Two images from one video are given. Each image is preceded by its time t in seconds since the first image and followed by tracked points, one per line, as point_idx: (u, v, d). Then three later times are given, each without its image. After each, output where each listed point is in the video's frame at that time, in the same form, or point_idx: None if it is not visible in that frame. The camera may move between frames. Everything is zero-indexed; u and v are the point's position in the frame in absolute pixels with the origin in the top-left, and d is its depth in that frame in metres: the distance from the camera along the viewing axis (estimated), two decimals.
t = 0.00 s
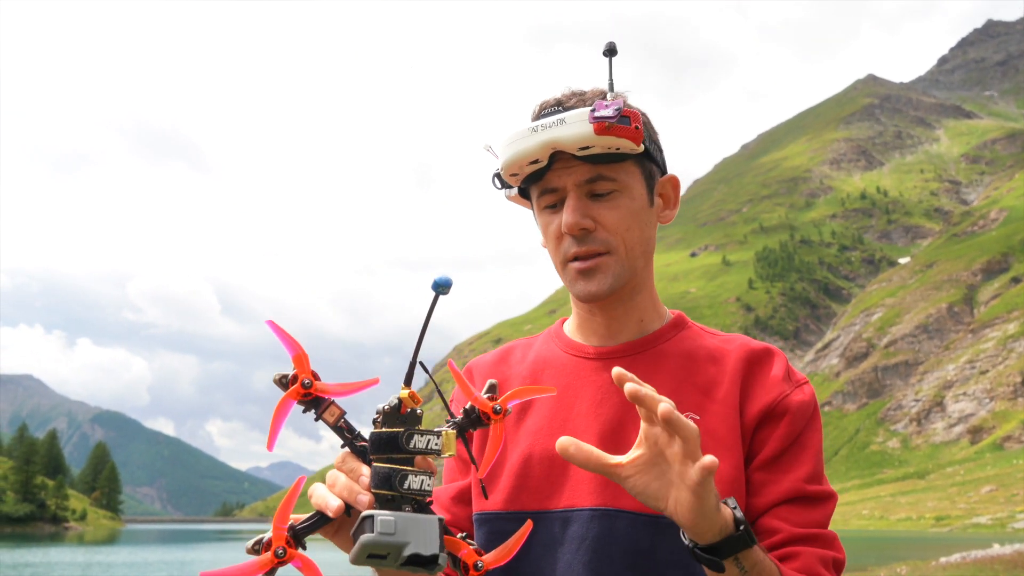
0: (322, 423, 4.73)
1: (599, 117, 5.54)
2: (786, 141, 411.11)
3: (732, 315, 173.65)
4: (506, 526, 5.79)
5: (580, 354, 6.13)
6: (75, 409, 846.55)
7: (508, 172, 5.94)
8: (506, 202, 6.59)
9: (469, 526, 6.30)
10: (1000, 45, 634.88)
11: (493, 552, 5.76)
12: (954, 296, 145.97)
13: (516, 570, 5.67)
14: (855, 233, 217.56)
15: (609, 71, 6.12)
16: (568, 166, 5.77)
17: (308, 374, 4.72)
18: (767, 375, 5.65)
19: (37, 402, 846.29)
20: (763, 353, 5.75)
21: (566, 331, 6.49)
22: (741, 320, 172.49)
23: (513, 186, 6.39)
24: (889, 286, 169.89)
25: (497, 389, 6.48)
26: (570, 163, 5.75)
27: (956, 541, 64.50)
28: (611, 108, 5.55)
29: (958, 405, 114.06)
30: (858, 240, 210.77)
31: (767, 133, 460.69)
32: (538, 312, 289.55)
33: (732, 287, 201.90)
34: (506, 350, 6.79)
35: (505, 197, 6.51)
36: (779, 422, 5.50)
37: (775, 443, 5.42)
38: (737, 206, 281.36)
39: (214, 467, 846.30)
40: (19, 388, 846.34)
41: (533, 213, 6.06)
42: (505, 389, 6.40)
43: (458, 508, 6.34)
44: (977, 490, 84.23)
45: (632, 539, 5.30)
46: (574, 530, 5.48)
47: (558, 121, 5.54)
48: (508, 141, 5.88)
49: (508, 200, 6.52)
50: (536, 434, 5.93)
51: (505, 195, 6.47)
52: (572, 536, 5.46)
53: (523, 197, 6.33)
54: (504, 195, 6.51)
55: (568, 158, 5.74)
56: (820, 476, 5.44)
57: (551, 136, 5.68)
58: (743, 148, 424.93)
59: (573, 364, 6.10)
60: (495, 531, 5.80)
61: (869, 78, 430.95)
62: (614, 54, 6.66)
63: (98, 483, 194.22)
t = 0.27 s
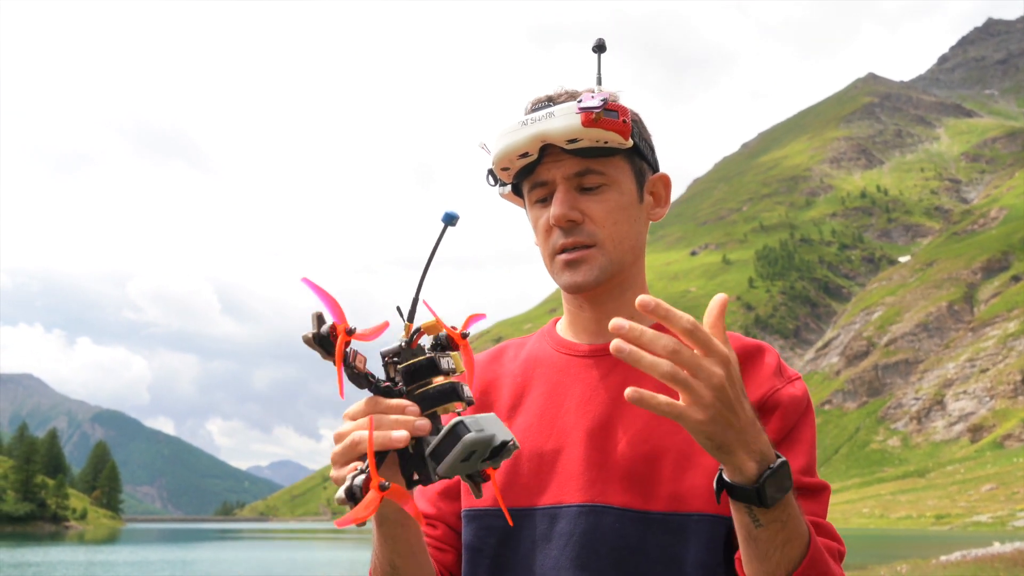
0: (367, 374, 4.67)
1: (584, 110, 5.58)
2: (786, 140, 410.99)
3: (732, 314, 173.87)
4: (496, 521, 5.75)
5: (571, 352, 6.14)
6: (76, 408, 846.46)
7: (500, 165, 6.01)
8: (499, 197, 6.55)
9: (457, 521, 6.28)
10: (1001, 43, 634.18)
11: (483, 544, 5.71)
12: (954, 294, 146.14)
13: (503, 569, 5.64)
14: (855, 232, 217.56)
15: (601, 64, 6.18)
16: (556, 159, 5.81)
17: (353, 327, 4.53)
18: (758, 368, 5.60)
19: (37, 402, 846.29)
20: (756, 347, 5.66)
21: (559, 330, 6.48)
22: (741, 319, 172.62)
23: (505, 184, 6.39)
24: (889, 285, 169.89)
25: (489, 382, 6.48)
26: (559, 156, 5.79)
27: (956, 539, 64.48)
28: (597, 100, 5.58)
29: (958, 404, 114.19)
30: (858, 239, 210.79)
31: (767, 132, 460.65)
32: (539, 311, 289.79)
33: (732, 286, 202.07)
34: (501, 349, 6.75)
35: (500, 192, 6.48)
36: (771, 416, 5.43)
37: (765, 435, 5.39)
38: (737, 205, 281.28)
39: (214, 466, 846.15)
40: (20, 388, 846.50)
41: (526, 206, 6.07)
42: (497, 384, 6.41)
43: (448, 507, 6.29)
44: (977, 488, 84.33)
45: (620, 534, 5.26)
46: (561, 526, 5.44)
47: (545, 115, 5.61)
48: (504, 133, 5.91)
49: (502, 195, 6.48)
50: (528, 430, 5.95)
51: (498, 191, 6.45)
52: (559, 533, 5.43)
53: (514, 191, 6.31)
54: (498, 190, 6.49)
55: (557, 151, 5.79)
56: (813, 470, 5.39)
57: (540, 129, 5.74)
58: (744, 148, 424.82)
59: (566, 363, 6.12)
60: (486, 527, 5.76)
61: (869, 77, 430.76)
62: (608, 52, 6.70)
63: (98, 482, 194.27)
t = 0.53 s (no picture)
0: (345, 386, 4.76)
1: (574, 114, 5.55)
2: (785, 139, 410.87)
3: (731, 313, 173.77)
4: (490, 519, 5.77)
5: (564, 353, 6.15)
6: (74, 407, 845.91)
7: (490, 168, 6.00)
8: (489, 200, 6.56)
9: (454, 521, 6.27)
10: (1000, 42, 634.79)
11: (477, 546, 5.72)
12: (953, 294, 146.10)
13: (497, 568, 5.64)
14: (854, 231, 217.71)
15: (589, 69, 6.19)
16: (547, 163, 5.81)
17: (327, 341, 4.60)
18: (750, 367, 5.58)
19: (36, 401, 845.97)
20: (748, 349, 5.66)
21: (553, 331, 6.48)
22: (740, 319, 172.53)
23: (496, 186, 6.38)
24: (888, 284, 169.99)
25: (482, 383, 6.49)
26: (550, 158, 5.79)
27: (955, 539, 64.45)
28: (585, 105, 5.59)
29: (956, 403, 114.23)
30: (857, 238, 210.71)
31: (765, 130, 460.71)
32: (538, 310, 289.95)
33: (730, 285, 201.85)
34: (494, 351, 6.77)
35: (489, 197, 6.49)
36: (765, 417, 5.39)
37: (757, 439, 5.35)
38: (736, 204, 281.30)
39: (213, 466, 845.87)
40: (18, 387, 846.04)
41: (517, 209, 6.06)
42: (491, 387, 6.42)
43: (444, 508, 6.29)
44: (975, 487, 84.33)
45: (614, 534, 5.26)
46: (556, 526, 5.43)
47: (534, 119, 5.62)
48: (491, 138, 5.91)
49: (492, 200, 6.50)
50: (520, 431, 5.95)
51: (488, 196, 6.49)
52: (554, 531, 5.43)
53: (505, 195, 6.33)
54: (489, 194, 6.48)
55: (548, 154, 5.77)
56: (808, 468, 5.36)
57: (530, 132, 5.72)
58: (742, 147, 424.70)
59: (559, 364, 6.10)
60: (481, 526, 5.76)
61: (868, 76, 430.63)
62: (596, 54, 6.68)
63: (97, 481, 194.20)
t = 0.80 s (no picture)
0: (341, 411, 4.76)
1: (583, 102, 5.60)
2: (784, 138, 410.85)
3: (730, 312, 173.89)
4: (487, 521, 5.76)
5: (560, 354, 6.10)
6: (73, 406, 845.89)
7: (492, 160, 6.00)
8: (488, 197, 6.60)
9: (454, 523, 6.28)
10: (999, 42, 634.67)
11: (472, 551, 5.72)
12: (952, 292, 146.27)
13: (493, 571, 5.64)
14: (853, 230, 217.80)
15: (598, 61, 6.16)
16: (552, 154, 5.83)
17: (320, 371, 4.60)
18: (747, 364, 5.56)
19: (35, 401, 846.04)
20: (745, 345, 5.64)
21: (548, 331, 6.49)
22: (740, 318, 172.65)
23: (494, 181, 6.41)
24: (887, 283, 169.96)
25: (480, 382, 6.47)
26: (554, 152, 5.82)
27: (954, 537, 64.50)
28: (598, 92, 5.60)
29: (955, 401, 114.30)
30: (856, 237, 210.90)
31: (765, 130, 460.73)
32: (537, 309, 290.07)
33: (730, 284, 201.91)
34: (490, 350, 6.76)
35: (488, 191, 6.51)
36: (763, 417, 5.35)
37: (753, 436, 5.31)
38: (735, 203, 281.62)
39: (212, 465, 845.93)
40: (18, 386, 846.05)
41: (517, 202, 6.08)
42: (487, 386, 6.41)
43: (439, 513, 6.29)
44: (974, 486, 84.46)
45: (612, 534, 5.25)
46: (553, 527, 5.43)
47: (541, 107, 5.61)
48: (494, 129, 5.93)
49: (491, 194, 6.52)
50: (518, 433, 5.93)
51: (487, 189, 6.49)
52: (551, 533, 5.42)
53: (505, 190, 6.34)
54: (487, 190, 6.52)
55: (553, 146, 5.80)
56: (806, 469, 5.35)
57: (536, 123, 5.73)
58: (742, 146, 424.76)
59: (555, 364, 6.10)
60: (476, 530, 5.77)
61: (867, 75, 430.79)
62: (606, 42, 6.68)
63: (96, 480, 194.20)
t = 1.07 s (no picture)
0: (339, 439, 4.84)
1: (596, 95, 5.72)
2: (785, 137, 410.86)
3: (730, 311, 173.90)
4: (484, 528, 5.75)
5: (555, 353, 6.11)
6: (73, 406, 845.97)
7: (494, 154, 6.02)
8: (483, 190, 6.66)
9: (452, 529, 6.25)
10: (999, 42, 634.19)
11: (469, 556, 5.73)
12: (952, 292, 146.37)
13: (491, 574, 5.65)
14: (853, 230, 217.79)
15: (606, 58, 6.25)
16: (558, 149, 5.86)
17: (317, 401, 4.67)
18: (743, 359, 5.58)
19: (36, 401, 846.15)
20: (738, 341, 5.67)
21: (540, 331, 6.51)
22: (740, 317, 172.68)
23: (490, 172, 6.45)
24: (887, 282, 169.93)
25: (473, 383, 6.48)
26: (558, 145, 5.86)
27: (953, 537, 64.53)
28: (612, 87, 5.74)
29: (955, 401, 114.36)
30: (856, 237, 210.93)
31: (765, 130, 460.69)
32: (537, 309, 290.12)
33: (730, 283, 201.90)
34: (482, 352, 6.80)
35: (482, 184, 6.58)
36: (760, 411, 5.37)
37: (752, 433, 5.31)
38: (735, 203, 281.52)
39: (212, 464, 846.02)
40: (18, 386, 846.14)
41: (516, 195, 6.12)
42: (480, 389, 6.40)
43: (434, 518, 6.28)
44: (974, 485, 84.51)
45: (610, 535, 5.24)
46: (552, 530, 5.41)
47: (550, 101, 5.69)
48: (498, 120, 5.95)
49: (486, 188, 6.58)
50: (513, 434, 5.94)
51: (482, 181, 6.53)
52: (550, 536, 5.41)
53: (502, 183, 6.39)
54: (482, 183, 6.57)
55: (560, 140, 5.84)
56: (804, 466, 5.36)
57: (543, 116, 5.79)
58: (742, 145, 424.76)
59: (550, 364, 6.09)
60: (475, 536, 5.74)
61: (867, 75, 430.97)
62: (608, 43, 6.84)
63: (96, 480, 194.15)
